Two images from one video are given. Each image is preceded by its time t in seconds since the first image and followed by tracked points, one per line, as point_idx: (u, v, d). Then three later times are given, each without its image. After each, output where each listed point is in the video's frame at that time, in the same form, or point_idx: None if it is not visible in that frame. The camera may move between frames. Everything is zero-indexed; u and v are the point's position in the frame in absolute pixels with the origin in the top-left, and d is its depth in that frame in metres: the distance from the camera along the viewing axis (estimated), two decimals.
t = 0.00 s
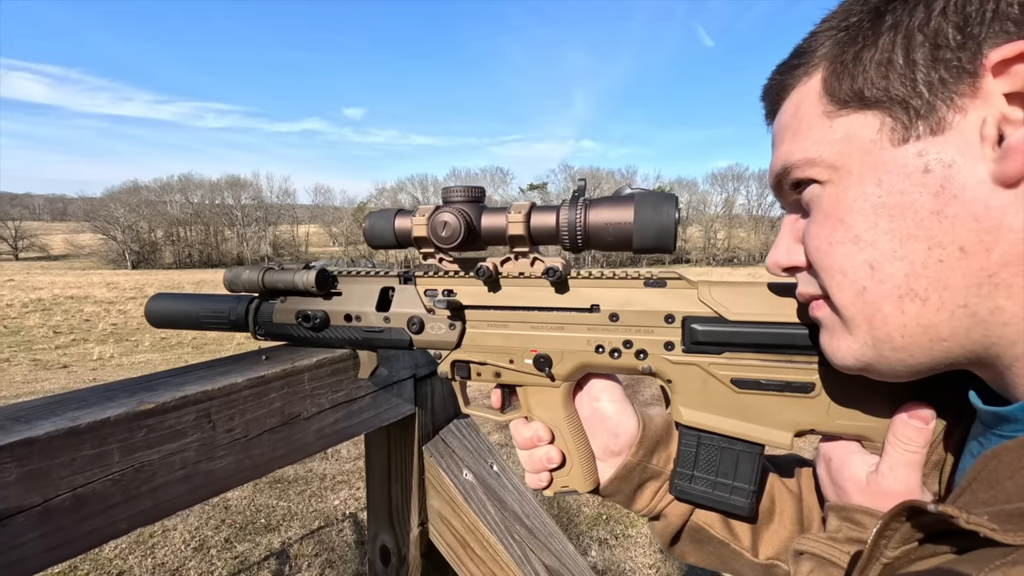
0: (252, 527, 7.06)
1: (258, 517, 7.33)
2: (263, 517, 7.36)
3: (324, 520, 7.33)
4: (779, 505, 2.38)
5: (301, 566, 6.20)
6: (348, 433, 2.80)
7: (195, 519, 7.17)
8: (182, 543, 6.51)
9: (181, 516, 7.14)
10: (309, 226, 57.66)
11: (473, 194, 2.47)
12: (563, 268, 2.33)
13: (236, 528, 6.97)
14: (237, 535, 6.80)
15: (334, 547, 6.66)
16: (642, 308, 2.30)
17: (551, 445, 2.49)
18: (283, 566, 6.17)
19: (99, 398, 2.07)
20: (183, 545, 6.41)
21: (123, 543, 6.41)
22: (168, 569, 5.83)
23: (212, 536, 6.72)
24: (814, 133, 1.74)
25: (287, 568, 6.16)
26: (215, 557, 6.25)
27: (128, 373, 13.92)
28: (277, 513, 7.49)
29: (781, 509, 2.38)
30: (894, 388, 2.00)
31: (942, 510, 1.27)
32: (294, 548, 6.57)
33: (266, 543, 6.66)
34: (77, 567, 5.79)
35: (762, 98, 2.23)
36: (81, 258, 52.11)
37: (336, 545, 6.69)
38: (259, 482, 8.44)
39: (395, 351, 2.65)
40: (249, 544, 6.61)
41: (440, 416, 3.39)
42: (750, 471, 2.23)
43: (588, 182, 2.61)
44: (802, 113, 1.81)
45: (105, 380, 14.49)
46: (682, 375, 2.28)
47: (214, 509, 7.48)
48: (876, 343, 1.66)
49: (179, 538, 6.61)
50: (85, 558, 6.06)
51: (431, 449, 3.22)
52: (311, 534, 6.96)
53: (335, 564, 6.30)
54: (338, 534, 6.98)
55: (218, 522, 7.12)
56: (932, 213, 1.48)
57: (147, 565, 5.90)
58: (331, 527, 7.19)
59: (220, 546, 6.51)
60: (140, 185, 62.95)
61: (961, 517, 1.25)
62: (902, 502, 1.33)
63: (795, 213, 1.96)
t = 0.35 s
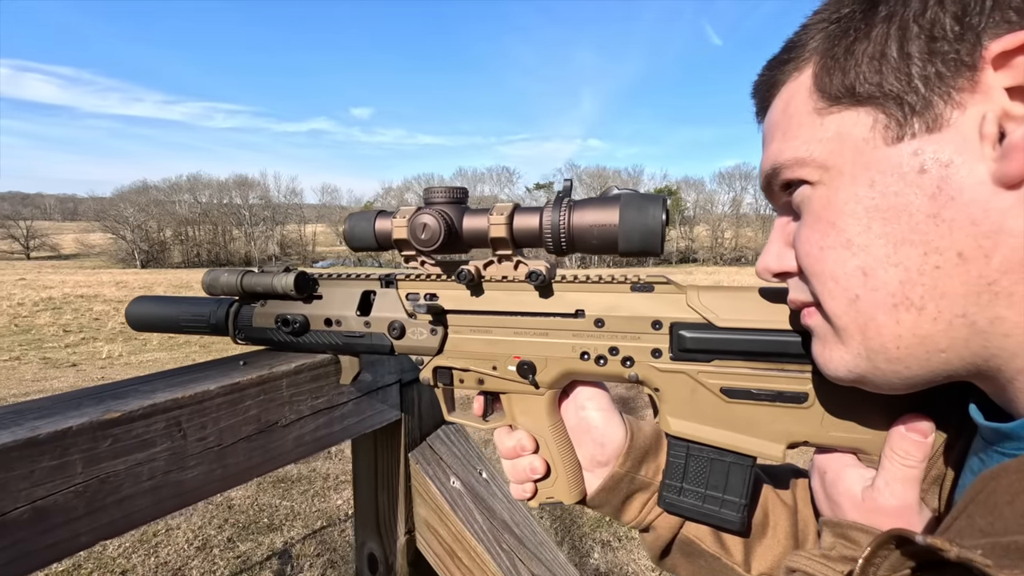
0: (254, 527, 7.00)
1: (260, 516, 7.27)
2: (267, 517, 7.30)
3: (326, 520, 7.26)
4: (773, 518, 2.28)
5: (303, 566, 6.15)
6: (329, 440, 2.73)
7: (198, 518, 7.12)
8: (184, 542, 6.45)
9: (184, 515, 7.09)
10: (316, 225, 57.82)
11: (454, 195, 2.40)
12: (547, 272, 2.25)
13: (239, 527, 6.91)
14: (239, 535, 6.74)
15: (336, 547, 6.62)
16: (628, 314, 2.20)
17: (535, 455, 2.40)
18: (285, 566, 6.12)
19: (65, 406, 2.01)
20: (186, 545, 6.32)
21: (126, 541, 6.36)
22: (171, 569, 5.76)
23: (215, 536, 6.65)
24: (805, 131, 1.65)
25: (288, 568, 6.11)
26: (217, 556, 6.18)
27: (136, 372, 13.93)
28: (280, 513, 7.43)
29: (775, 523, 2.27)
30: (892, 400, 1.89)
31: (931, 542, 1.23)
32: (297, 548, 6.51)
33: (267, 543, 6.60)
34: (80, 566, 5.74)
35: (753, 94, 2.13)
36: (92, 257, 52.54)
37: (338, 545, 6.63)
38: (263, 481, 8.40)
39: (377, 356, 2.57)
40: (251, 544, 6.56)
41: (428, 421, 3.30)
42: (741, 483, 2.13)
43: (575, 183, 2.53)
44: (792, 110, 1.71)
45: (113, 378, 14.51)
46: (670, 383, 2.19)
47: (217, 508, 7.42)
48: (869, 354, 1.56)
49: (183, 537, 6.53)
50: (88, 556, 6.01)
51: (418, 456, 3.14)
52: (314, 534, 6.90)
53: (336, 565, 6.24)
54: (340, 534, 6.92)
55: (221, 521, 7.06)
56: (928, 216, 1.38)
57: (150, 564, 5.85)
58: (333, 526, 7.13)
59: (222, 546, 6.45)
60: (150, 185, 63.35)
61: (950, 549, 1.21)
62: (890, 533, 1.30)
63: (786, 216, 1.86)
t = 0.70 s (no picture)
0: (259, 526, 6.95)
1: (265, 516, 7.22)
2: (272, 516, 7.25)
3: (330, 520, 7.20)
4: (791, 534, 2.14)
5: (307, 567, 6.09)
6: (322, 448, 2.63)
7: (203, 516, 7.07)
8: (189, 541, 6.38)
9: (189, 514, 7.04)
10: (323, 225, 58.00)
11: (456, 194, 2.33)
12: (551, 275, 2.17)
13: (244, 527, 6.86)
14: (244, 534, 6.68)
15: (340, 547, 6.57)
16: (637, 320, 2.12)
17: (536, 466, 2.32)
18: (290, 566, 6.07)
19: (44, 414, 1.92)
20: (191, 544, 6.27)
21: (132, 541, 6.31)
22: (175, 568, 5.70)
23: (220, 535, 6.59)
24: (821, 129, 1.55)
25: (293, 568, 6.06)
26: (222, 556, 6.13)
27: (143, 370, 13.94)
28: (284, 513, 7.37)
29: (793, 539, 2.13)
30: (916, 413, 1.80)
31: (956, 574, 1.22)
32: (301, 548, 6.46)
33: (272, 543, 6.54)
34: (86, 564, 5.70)
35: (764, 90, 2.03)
36: (101, 256, 52.87)
37: (342, 546, 6.58)
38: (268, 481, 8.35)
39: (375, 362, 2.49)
40: (256, 543, 6.50)
41: (426, 427, 3.19)
42: (751, 498, 2.03)
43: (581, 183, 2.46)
44: (806, 106, 1.62)
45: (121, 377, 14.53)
46: (679, 392, 2.10)
47: (222, 508, 7.37)
48: (893, 366, 1.47)
49: (188, 535, 6.48)
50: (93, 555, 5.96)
51: (415, 463, 3.03)
52: (318, 534, 6.85)
53: (340, 565, 6.18)
54: (344, 535, 6.86)
55: (226, 520, 7.01)
56: (958, 219, 1.29)
57: (155, 563, 5.78)
58: (338, 527, 7.07)
59: (228, 545, 6.39)
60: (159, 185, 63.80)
61: None
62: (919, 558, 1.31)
63: (801, 218, 1.77)
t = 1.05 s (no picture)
0: (265, 527, 6.86)
1: (271, 516, 7.13)
2: (278, 516, 7.17)
3: (337, 520, 7.12)
4: (820, 551, 2.11)
5: (314, 568, 6.01)
6: (335, 460, 2.56)
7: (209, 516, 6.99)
8: (196, 541, 6.31)
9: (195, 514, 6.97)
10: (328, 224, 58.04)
11: (470, 198, 2.21)
12: (573, 282, 2.06)
13: (250, 527, 6.77)
14: (250, 534, 6.59)
15: (347, 548, 6.50)
16: (663, 329, 2.00)
17: (558, 481, 2.22)
18: (296, 567, 6.00)
19: (49, 429, 1.86)
20: (199, 543, 6.19)
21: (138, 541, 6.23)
22: (181, 569, 5.62)
23: (227, 536, 6.51)
24: (877, 123, 1.44)
25: (299, 569, 5.98)
26: (228, 556, 6.05)
27: (150, 368, 13.89)
28: (290, 513, 7.28)
29: (822, 557, 2.10)
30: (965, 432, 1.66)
31: None
32: (308, 549, 6.38)
33: (279, 543, 6.45)
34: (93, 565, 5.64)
35: (807, 86, 1.92)
36: (108, 255, 53.01)
37: (348, 547, 6.50)
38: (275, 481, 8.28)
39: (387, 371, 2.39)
40: (262, 544, 6.41)
41: (441, 436, 3.13)
42: (787, 519, 1.93)
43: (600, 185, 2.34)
44: (861, 100, 1.52)
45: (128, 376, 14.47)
46: (709, 406, 1.98)
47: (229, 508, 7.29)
48: (955, 383, 1.36)
49: (195, 535, 6.41)
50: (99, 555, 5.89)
51: (430, 474, 2.97)
52: (325, 534, 6.77)
53: (347, 566, 6.10)
54: (351, 535, 6.78)
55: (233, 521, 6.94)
56: None
57: (162, 563, 5.70)
58: (344, 527, 6.99)
59: (234, 545, 6.31)
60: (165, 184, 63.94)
61: None
62: None
63: (846, 220, 1.65)
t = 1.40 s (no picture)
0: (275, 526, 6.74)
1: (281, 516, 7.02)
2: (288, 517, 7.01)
3: (346, 521, 6.99)
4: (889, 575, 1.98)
5: (324, 569, 5.90)
6: (369, 472, 2.44)
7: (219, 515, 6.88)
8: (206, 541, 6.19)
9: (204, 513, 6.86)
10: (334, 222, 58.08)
11: (517, 198, 2.10)
12: (629, 287, 1.93)
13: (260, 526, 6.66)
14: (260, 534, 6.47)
15: (357, 548, 6.37)
16: (728, 338, 1.87)
17: (610, 498, 2.09)
18: (307, 567, 5.87)
19: (77, 444, 1.75)
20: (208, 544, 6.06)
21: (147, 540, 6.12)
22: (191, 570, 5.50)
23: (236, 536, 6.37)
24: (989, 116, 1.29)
25: (310, 569, 5.86)
26: (239, 556, 5.93)
27: (158, 366, 13.83)
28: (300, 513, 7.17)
29: None
30: None
31: None
32: (318, 549, 6.23)
33: (289, 543, 6.32)
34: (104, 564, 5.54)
35: (889, 75, 1.76)
36: (115, 253, 53.13)
37: (358, 547, 6.37)
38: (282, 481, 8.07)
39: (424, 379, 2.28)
40: (272, 544, 6.29)
41: (474, 444, 3.01)
42: (861, 541, 1.81)
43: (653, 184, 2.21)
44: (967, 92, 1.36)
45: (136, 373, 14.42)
46: (779, 420, 1.84)
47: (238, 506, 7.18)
48: None
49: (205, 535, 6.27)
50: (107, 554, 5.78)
51: (464, 486, 2.85)
52: (335, 535, 6.62)
53: (357, 567, 5.99)
54: (360, 536, 6.64)
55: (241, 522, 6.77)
56: None
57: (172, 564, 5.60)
58: (354, 527, 6.86)
59: (244, 545, 6.19)
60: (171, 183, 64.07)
61: None
62: None
63: (942, 220, 1.51)
